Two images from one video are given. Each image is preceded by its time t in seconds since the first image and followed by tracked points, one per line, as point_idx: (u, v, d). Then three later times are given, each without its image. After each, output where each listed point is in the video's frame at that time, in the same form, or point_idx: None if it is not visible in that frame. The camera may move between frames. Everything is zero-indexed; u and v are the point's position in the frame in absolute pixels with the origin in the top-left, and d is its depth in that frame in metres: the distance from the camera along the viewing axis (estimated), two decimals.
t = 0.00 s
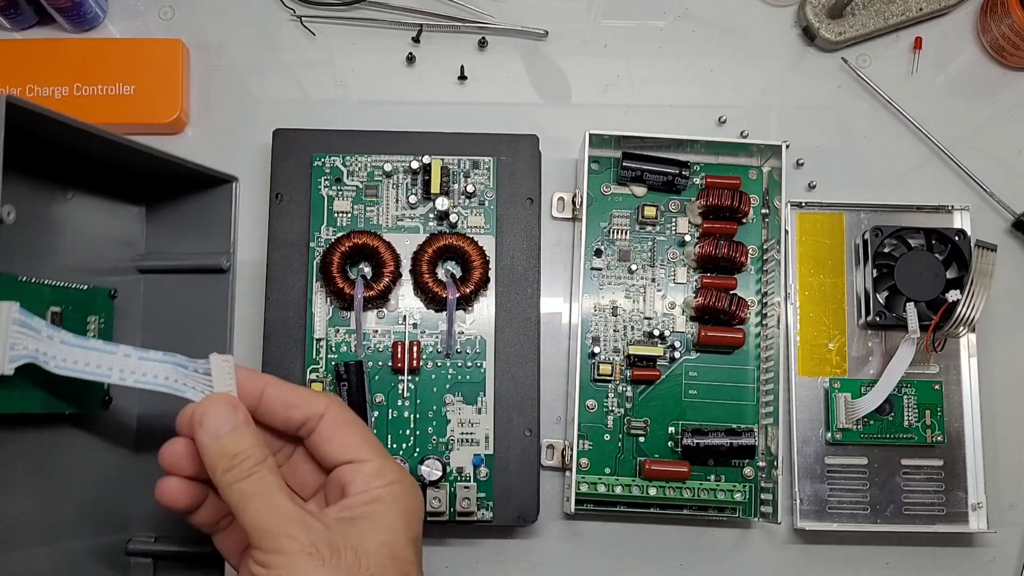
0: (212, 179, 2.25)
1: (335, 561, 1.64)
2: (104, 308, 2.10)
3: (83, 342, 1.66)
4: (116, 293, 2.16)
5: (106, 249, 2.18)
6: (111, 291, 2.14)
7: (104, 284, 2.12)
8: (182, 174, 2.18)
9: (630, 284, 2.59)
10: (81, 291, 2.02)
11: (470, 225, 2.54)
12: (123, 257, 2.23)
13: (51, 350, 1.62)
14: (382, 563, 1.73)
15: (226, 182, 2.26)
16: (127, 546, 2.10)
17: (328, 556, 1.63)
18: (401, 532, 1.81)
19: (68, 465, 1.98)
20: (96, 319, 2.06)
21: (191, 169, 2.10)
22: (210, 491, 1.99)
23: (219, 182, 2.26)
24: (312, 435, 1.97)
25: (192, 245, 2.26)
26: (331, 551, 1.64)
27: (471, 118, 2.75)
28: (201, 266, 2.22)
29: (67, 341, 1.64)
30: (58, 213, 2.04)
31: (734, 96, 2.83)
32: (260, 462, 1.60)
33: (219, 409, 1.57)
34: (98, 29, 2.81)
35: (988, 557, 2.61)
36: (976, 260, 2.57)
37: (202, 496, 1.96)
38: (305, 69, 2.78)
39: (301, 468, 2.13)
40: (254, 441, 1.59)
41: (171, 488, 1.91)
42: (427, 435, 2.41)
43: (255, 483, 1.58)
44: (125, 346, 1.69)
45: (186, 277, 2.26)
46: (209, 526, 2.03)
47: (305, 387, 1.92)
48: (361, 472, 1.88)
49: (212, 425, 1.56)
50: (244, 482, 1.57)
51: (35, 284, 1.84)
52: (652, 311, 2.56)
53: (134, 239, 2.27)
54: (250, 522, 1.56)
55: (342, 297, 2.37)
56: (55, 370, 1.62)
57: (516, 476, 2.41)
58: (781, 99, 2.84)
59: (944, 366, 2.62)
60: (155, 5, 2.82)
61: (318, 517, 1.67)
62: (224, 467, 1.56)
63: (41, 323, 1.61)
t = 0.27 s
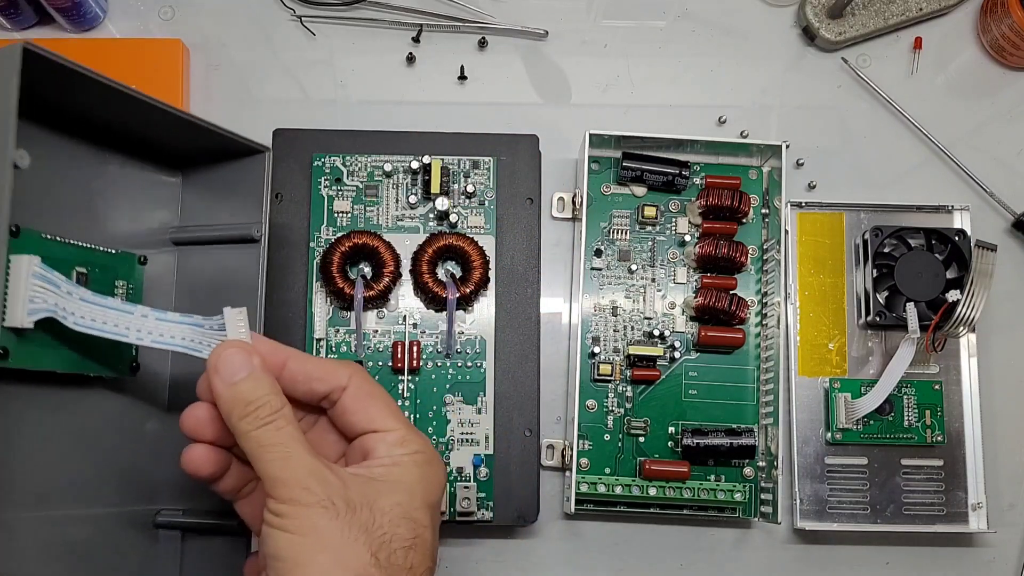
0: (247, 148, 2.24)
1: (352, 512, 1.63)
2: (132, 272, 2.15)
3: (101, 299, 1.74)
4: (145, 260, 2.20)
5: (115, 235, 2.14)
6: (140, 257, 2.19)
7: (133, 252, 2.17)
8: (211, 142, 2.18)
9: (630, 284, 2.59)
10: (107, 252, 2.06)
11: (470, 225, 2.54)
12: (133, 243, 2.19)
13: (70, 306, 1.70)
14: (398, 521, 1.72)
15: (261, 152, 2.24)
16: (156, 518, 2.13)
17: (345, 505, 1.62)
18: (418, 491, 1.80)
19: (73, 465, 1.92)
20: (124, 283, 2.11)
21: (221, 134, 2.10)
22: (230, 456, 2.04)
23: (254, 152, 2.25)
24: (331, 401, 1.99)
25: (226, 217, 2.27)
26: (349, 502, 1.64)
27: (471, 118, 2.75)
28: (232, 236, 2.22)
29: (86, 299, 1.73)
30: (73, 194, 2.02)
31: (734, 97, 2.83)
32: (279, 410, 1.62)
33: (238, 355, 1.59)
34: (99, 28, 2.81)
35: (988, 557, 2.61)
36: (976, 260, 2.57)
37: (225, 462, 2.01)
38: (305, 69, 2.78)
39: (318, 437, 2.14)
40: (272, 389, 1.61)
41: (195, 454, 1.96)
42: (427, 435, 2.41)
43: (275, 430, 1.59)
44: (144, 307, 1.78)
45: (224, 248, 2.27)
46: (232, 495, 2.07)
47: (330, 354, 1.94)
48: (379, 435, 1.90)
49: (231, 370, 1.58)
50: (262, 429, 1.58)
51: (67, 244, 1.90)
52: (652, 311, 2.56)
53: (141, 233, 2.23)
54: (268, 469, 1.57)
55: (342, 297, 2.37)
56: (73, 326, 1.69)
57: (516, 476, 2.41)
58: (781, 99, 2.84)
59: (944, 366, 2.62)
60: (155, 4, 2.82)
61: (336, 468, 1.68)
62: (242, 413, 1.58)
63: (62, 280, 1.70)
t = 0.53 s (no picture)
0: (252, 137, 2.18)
1: (321, 505, 1.58)
2: (123, 260, 2.08)
3: (62, 280, 1.69)
4: (141, 249, 2.14)
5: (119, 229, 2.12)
6: (137, 248, 2.14)
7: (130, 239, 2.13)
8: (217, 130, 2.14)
9: (630, 284, 2.59)
10: (96, 239, 2.02)
11: (470, 225, 2.54)
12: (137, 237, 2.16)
13: (28, 286, 1.64)
14: (371, 516, 1.66)
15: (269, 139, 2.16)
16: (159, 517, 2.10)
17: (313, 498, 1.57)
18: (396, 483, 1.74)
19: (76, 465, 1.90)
20: (115, 272, 2.05)
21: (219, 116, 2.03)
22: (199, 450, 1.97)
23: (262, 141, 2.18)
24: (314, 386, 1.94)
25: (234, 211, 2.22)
26: (318, 495, 1.59)
27: (471, 118, 2.75)
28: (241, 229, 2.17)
29: (46, 279, 1.68)
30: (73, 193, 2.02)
31: (734, 97, 2.83)
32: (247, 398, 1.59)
33: (205, 343, 1.57)
34: (99, 28, 2.81)
35: (988, 557, 2.61)
36: (976, 260, 2.57)
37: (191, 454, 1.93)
38: (305, 69, 2.78)
39: (303, 423, 2.13)
40: (240, 377, 1.59)
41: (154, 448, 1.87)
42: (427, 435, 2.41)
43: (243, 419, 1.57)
44: (109, 290, 1.73)
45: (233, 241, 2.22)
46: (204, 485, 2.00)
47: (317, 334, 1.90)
48: (360, 422, 1.84)
49: (197, 358, 1.56)
50: (228, 418, 1.55)
51: (42, 226, 1.90)
52: (652, 311, 2.56)
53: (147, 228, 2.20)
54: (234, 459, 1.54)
55: (342, 297, 2.37)
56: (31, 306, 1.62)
57: (516, 476, 2.41)
58: (781, 98, 2.84)
59: (944, 366, 2.62)
60: (155, 4, 2.82)
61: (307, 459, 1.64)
62: (209, 402, 1.56)
63: (21, 259, 1.66)
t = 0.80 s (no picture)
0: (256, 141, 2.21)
1: (328, 511, 1.57)
2: (126, 261, 2.08)
3: (65, 283, 1.67)
4: (145, 251, 2.15)
5: (121, 231, 2.12)
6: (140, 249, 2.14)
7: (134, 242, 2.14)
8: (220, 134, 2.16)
9: (630, 284, 2.59)
10: (99, 241, 2.01)
11: (470, 225, 2.54)
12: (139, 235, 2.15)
13: (32, 291, 1.63)
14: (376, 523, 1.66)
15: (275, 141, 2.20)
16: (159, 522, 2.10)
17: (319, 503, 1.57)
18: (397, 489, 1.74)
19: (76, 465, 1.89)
20: (118, 274, 2.05)
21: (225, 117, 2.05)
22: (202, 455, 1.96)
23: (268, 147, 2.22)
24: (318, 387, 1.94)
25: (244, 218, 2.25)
26: (323, 501, 1.58)
27: (470, 118, 2.75)
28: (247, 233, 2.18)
29: (49, 284, 1.67)
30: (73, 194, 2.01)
31: (734, 97, 2.83)
32: (255, 405, 1.58)
33: (213, 348, 1.57)
34: (98, 28, 2.81)
35: (988, 557, 2.61)
36: (976, 260, 2.58)
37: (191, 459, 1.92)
38: (304, 69, 2.78)
39: (304, 425, 2.13)
40: (248, 383, 1.58)
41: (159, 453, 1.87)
42: (427, 435, 2.41)
43: (251, 425, 1.56)
44: (113, 295, 1.71)
45: (239, 242, 2.23)
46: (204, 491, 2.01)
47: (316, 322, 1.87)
48: (362, 425, 1.84)
49: (205, 363, 1.55)
50: (237, 423, 1.54)
51: (45, 228, 1.88)
52: (652, 311, 2.56)
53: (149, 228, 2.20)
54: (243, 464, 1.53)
55: (342, 297, 2.37)
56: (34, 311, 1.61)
57: (516, 476, 2.40)
58: (781, 99, 2.84)
59: (945, 366, 2.62)
60: (155, 4, 2.82)
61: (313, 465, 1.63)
62: (221, 408, 1.55)
63: (24, 263, 1.66)
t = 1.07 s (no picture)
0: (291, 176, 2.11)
1: (262, 521, 1.36)
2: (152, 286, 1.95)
3: (114, 319, 1.71)
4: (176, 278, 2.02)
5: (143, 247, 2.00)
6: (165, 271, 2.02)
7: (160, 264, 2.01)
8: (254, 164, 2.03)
9: (630, 283, 2.59)
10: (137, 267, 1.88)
11: (470, 225, 2.54)
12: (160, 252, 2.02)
13: (80, 319, 1.65)
14: (324, 516, 1.36)
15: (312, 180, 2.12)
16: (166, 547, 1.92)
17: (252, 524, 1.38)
18: (360, 463, 1.38)
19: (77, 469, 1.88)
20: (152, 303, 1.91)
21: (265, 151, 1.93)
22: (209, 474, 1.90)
23: (304, 181, 2.13)
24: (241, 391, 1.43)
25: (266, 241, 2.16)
26: (254, 515, 1.37)
27: (470, 118, 2.75)
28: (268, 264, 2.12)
29: (97, 314, 1.69)
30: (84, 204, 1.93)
31: (734, 97, 2.83)
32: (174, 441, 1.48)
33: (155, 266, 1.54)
34: (98, 28, 2.80)
35: (988, 557, 2.61)
36: (976, 260, 2.58)
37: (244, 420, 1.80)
38: (304, 69, 2.78)
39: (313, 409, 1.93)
40: (143, 428, 1.48)
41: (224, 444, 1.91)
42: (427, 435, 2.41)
43: (169, 460, 1.46)
44: (149, 333, 1.80)
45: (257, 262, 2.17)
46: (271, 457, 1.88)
47: (197, 304, 1.50)
48: (302, 423, 1.37)
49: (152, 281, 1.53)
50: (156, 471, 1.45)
51: (89, 252, 1.75)
52: (652, 311, 2.56)
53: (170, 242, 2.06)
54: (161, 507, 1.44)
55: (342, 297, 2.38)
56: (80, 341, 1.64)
57: (516, 476, 2.41)
58: (781, 99, 2.84)
59: (945, 366, 2.62)
60: (155, 4, 2.82)
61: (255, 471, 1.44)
62: (136, 454, 1.48)
63: (76, 291, 1.66)
